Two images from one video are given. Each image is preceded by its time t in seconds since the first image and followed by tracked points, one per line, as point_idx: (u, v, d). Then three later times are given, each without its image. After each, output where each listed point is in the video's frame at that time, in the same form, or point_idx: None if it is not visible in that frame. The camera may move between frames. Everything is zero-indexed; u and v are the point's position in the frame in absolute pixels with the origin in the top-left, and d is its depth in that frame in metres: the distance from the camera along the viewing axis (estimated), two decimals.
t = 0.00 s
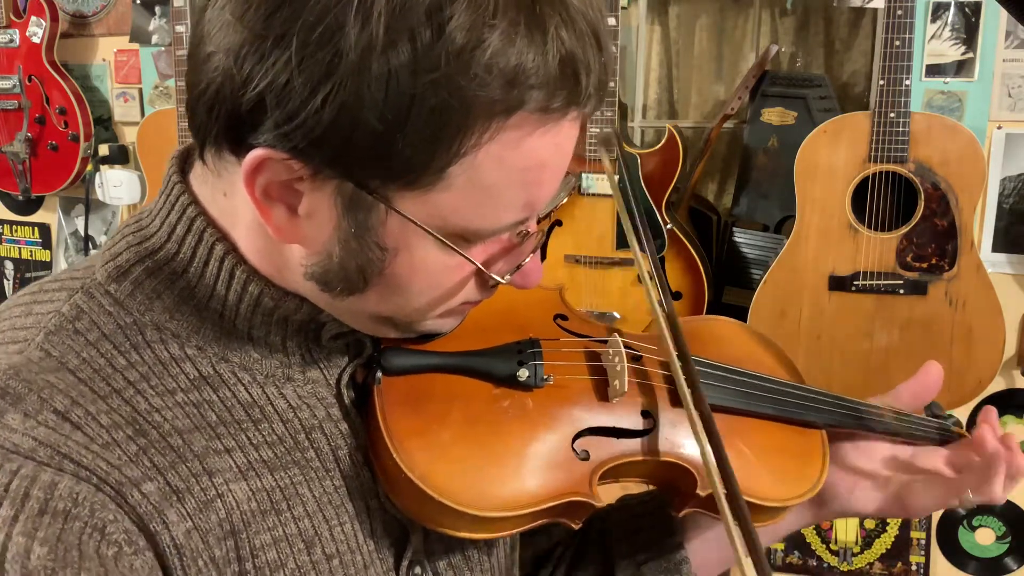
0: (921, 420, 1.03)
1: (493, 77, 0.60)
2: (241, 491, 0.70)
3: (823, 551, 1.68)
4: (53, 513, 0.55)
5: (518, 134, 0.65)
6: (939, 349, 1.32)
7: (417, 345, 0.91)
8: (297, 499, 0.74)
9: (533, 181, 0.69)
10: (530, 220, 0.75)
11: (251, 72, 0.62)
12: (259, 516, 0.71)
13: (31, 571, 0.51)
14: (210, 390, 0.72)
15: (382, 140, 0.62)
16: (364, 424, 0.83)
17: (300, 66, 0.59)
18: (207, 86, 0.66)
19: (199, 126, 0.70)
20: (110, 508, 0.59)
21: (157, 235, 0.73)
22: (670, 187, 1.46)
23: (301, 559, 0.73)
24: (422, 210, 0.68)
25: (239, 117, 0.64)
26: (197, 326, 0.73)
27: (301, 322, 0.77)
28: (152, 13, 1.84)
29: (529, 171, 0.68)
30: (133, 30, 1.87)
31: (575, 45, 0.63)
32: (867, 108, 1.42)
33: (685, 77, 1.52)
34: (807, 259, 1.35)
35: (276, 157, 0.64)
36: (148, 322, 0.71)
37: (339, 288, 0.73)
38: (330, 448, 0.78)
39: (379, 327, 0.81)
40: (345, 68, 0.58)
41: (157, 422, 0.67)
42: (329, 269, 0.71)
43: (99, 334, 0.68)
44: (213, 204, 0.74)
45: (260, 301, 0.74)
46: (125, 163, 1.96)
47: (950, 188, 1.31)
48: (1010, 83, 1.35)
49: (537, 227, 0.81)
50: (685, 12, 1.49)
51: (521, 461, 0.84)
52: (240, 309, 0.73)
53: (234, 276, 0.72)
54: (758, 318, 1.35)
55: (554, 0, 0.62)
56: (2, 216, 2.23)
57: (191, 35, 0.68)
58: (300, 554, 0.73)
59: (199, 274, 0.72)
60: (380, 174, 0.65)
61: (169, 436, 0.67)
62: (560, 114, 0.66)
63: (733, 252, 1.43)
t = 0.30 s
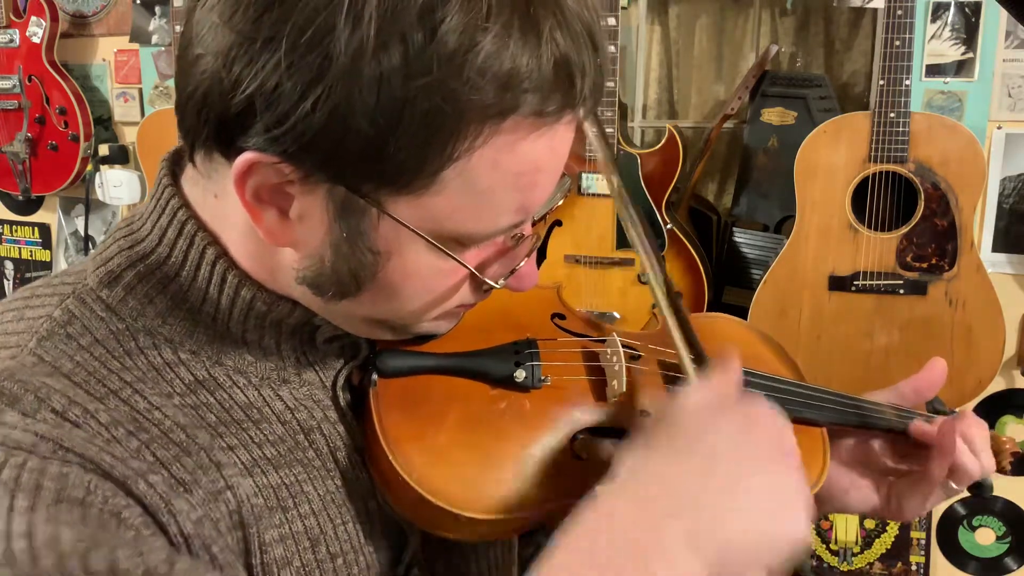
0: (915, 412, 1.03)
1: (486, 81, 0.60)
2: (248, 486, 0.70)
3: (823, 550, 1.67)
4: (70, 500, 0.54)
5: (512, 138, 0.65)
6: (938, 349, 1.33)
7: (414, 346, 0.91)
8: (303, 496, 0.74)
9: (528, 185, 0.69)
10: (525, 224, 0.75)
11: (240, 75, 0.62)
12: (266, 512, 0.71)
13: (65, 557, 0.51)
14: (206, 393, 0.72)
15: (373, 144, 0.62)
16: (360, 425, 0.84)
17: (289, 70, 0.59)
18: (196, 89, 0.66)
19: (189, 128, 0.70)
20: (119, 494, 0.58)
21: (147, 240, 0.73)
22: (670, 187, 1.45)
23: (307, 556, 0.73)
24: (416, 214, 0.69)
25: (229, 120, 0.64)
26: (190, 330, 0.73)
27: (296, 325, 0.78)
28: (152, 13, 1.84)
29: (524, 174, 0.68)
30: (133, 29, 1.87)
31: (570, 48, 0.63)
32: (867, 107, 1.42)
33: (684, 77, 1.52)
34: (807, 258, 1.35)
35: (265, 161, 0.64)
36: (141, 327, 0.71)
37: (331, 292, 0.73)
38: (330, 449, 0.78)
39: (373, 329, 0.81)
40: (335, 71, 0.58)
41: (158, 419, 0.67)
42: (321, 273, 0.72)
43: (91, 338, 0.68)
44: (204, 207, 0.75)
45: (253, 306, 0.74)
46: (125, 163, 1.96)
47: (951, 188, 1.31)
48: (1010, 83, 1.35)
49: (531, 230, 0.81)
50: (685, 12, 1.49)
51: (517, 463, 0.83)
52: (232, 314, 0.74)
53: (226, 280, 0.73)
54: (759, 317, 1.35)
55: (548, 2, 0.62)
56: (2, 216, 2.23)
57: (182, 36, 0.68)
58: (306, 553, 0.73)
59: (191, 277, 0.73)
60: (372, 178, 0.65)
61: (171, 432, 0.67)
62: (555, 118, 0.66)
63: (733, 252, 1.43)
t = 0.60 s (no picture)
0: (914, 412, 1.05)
1: (501, 83, 0.60)
2: (237, 502, 0.71)
3: (823, 551, 1.69)
4: (49, 541, 0.56)
5: (524, 141, 0.65)
6: (937, 349, 1.33)
7: (418, 347, 0.91)
8: (298, 506, 0.74)
9: (539, 186, 0.69)
10: (533, 225, 0.75)
11: (255, 76, 0.61)
12: (258, 526, 0.71)
13: None
14: (208, 398, 0.72)
15: (389, 146, 0.62)
16: (365, 425, 0.83)
17: (305, 72, 0.59)
18: (208, 89, 0.65)
19: (199, 129, 0.70)
20: (102, 530, 0.60)
21: (151, 241, 0.73)
22: (670, 187, 1.45)
23: (303, 565, 0.73)
24: (427, 215, 0.69)
25: (242, 121, 0.64)
26: (195, 332, 0.73)
27: (302, 325, 0.77)
28: (152, 13, 1.84)
29: (535, 176, 0.68)
30: (133, 30, 1.87)
31: (583, 51, 0.63)
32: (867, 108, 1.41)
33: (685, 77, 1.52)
34: (807, 259, 1.35)
35: (278, 162, 0.64)
36: (145, 329, 0.71)
37: (342, 292, 0.73)
38: (331, 453, 0.78)
39: (381, 329, 0.81)
40: (351, 73, 0.59)
41: (150, 434, 0.68)
42: (332, 273, 0.71)
43: (94, 342, 0.69)
44: (209, 206, 0.74)
45: (258, 307, 0.74)
46: (125, 163, 1.96)
47: (950, 188, 1.31)
48: (1010, 83, 1.35)
49: (538, 231, 0.81)
50: (685, 12, 1.49)
51: (521, 463, 0.84)
52: (238, 315, 0.74)
53: (232, 281, 0.73)
54: (759, 317, 1.35)
55: (562, 6, 0.62)
56: (2, 216, 2.23)
57: (193, 36, 0.68)
58: (301, 561, 0.73)
59: (195, 279, 0.73)
60: (385, 179, 0.65)
61: (162, 449, 0.68)
62: (566, 122, 0.66)
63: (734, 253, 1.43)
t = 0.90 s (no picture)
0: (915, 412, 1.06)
1: (494, 87, 0.60)
2: (240, 501, 0.71)
3: (823, 550, 1.69)
4: (58, 544, 0.57)
5: (519, 144, 0.65)
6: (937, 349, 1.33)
7: (417, 347, 0.91)
8: (300, 505, 0.74)
9: (533, 189, 0.69)
10: (530, 227, 0.75)
11: (248, 79, 0.62)
12: (261, 525, 0.72)
13: None
14: (208, 398, 0.73)
15: (383, 150, 0.62)
16: (365, 425, 0.83)
17: (297, 75, 0.60)
18: (202, 92, 0.66)
19: (194, 131, 0.70)
20: (106, 531, 0.61)
21: (149, 242, 0.73)
22: (670, 187, 1.44)
23: (307, 563, 0.74)
24: (423, 218, 0.68)
25: (236, 124, 0.64)
26: (194, 333, 0.74)
27: (300, 326, 0.77)
28: (152, 13, 1.84)
29: (529, 179, 0.68)
30: (133, 30, 1.87)
31: (578, 52, 0.63)
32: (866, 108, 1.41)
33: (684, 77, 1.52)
34: (807, 259, 1.35)
35: (272, 165, 0.64)
36: (144, 330, 0.72)
37: (337, 295, 0.73)
38: (332, 453, 0.78)
39: (378, 330, 0.81)
40: (343, 76, 0.59)
41: (151, 435, 0.68)
42: (328, 276, 0.71)
43: (93, 343, 0.69)
44: (207, 208, 0.74)
45: (256, 307, 0.74)
46: (125, 163, 1.95)
47: (951, 188, 1.31)
48: (1010, 83, 1.35)
49: (536, 232, 0.80)
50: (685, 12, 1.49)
51: (520, 464, 0.84)
52: (236, 315, 0.74)
53: (230, 282, 0.72)
54: (758, 318, 1.35)
55: (557, 8, 0.61)
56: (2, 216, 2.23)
57: (187, 38, 0.68)
58: (305, 560, 0.74)
59: (194, 280, 0.73)
60: (378, 182, 0.64)
61: (163, 450, 0.68)
62: (562, 124, 0.66)
63: (733, 253, 1.43)
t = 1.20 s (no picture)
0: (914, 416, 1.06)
1: (500, 81, 0.60)
2: (239, 502, 0.71)
3: (823, 551, 1.69)
4: (53, 547, 0.58)
5: (524, 139, 0.65)
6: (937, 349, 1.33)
7: (419, 346, 0.90)
8: (300, 506, 0.74)
9: (538, 184, 0.69)
10: (535, 222, 0.75)
11: (254, 75, 0.62)
12: (260, 526, 0.72)
13: None
14: (209, 398, 0.72)
15: (390, 145, 0.62)
16: (367, 424, 0.83)
17: (304, 70, 0.60)
18: (208, 89, 0.66)
19: (199, 128, 0.70)
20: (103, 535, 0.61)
21: (152, 241, 0.73)
22: (670, 187, 1.45)
23: (306, 564, 0.74)
24: (428, 213, 0.68)
25: (242, 119, 0.64)
26: (196, 332, 0.73)
27: (303, 324, 0.77)
28: (152, 13, 1.84)
29: (534, 174, 0.68)
30: (133, 29, 1.87)
31: (583, 47, 0.63)
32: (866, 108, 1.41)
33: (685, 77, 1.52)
34: (807, 259, 1.35)
35: (277, 160, 0.64)
36: (147, 329, 0.72)
37: (343, 291, 0.73)
38: (333, 452, 0.78)
39: (381, 327, 0.80)
40: (350, 71, 0.59)
41: (152, 435, 0.68)
42: (333, 272, 0.71)
43: (95, 342, 0.69)
44: (210, 206, 0.74)
45: (259, 306, 0.74)
46: (125, 163, 1.95)
47: (951, 188, 1.31)
48: (1010, 83, 1.35)
49: (541, 229, 0.80)
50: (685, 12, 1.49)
51: (522, 462, 0.84)
52: (239, 313, 0.74)
53: (233, 281, 0.72)
54: (758, 318, 1.35)
55: (561, 3, 0.62)
56: (2, 216, 2.23)
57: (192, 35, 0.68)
58: (304, 561, 0.74)
59: (197, 279, 0.73)
60: (384, 177, 0.64)
61: (163, 451, 0.68)
62: (567, 118, 0.66)
63: (733, 253, 1.43)
